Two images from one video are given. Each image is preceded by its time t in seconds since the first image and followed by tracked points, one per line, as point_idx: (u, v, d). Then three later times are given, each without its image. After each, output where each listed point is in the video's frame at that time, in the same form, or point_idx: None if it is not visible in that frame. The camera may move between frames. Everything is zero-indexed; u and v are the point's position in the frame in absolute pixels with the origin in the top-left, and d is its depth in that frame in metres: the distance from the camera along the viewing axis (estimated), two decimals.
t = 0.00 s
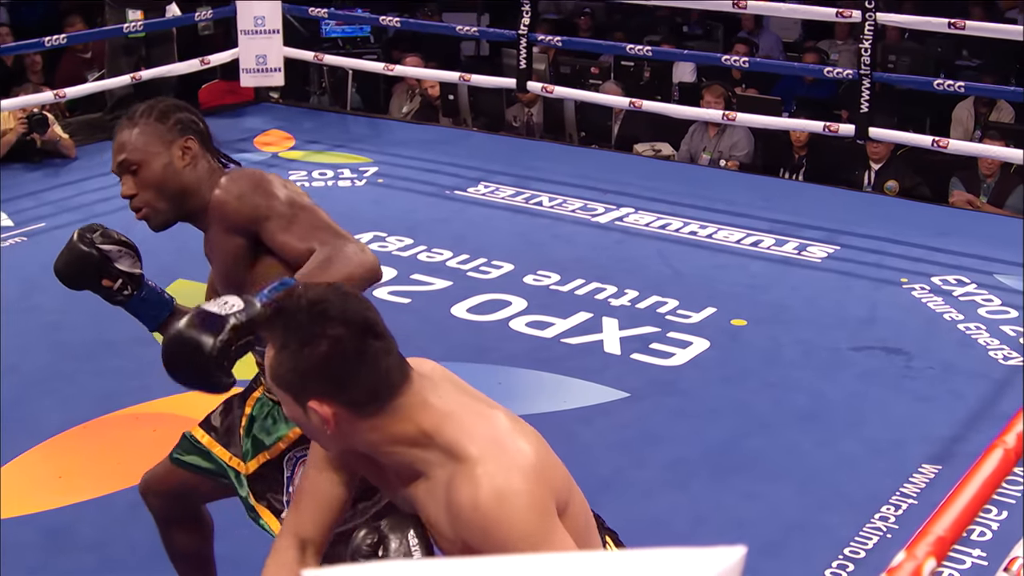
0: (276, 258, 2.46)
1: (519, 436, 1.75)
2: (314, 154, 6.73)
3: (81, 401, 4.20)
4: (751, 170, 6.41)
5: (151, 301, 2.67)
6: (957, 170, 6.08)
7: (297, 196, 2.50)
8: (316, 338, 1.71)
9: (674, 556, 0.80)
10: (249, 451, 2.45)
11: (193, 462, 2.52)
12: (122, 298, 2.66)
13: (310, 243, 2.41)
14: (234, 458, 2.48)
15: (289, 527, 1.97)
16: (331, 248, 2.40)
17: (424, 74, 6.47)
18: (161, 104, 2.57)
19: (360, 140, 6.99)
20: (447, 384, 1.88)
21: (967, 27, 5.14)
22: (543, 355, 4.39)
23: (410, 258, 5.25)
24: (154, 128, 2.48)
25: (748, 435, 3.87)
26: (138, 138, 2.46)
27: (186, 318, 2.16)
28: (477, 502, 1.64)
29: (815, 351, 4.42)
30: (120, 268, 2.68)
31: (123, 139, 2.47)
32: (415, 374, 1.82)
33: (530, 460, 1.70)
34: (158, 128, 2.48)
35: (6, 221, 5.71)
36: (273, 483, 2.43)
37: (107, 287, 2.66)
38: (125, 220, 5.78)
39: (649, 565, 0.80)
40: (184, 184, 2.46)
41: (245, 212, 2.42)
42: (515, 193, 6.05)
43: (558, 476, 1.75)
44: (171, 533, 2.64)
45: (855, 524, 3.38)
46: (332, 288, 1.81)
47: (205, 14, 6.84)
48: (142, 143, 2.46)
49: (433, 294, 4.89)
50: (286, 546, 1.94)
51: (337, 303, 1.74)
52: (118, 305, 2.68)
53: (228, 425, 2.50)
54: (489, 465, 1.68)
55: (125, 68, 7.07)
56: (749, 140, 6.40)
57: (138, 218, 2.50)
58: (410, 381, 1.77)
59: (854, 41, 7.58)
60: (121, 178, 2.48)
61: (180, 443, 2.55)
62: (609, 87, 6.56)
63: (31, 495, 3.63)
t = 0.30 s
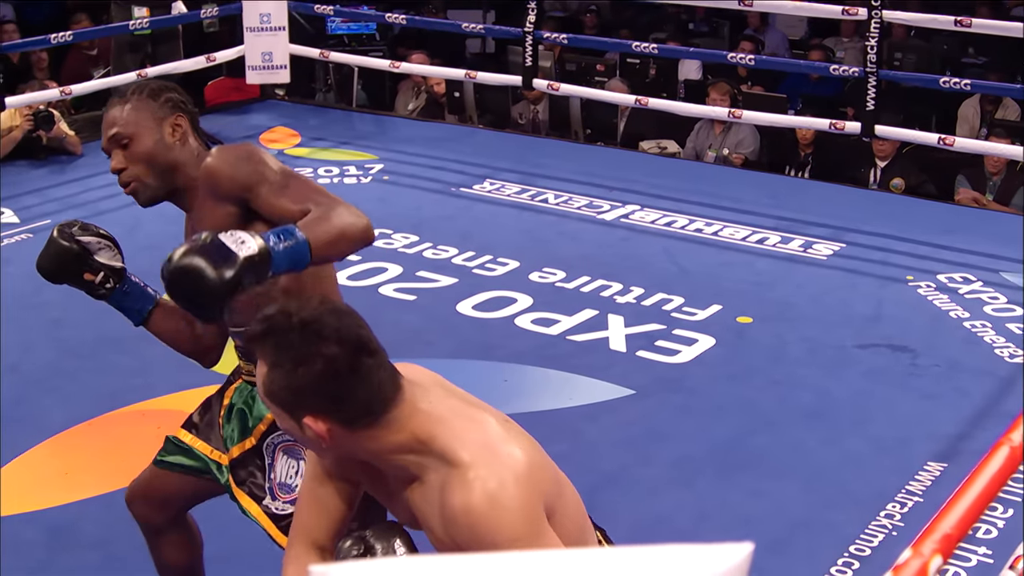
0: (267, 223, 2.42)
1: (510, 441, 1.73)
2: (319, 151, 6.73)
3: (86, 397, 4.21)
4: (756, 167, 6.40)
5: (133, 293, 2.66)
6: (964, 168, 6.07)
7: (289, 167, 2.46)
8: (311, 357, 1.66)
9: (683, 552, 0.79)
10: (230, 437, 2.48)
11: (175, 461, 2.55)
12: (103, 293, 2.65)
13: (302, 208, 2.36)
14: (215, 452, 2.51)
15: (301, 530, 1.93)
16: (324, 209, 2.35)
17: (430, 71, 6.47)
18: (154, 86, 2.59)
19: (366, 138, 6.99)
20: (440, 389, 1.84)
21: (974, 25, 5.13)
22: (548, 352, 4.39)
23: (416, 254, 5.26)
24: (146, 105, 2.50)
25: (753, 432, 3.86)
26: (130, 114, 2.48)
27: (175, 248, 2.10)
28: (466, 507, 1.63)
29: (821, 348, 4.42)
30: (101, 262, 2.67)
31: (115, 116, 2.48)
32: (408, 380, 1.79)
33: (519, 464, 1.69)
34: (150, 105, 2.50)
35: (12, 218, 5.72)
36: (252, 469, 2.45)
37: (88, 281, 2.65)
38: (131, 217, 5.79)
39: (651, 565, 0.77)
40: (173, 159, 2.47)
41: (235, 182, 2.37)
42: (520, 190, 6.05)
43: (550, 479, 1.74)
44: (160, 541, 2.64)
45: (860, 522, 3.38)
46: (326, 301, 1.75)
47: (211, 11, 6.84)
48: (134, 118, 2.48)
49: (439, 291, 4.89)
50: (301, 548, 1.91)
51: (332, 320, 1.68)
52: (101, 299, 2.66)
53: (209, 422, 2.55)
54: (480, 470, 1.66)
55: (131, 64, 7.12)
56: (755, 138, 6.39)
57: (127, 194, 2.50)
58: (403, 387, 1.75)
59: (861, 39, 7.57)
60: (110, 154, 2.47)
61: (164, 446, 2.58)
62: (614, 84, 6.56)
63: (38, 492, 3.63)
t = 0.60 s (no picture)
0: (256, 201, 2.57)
1: (497, 432, 1.73)
2: (325, 149, 6.73)
3: (92, 394, 4.21)
4: (762, 165, 6.43)
5: (118, 286, 2.66)
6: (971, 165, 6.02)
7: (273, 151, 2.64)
8: (307, 364, 1.68)
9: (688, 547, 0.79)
10: (213, 427, 2.49)
11: (161, 467, 2.54)
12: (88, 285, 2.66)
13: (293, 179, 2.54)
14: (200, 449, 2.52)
15: (288, 516, 1.99)
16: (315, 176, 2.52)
17: (435, 69, 6.47)
18: (146, 78, 2.60)
19: (371, 135, 6.99)
20: (428, 384, 1.85)
21: (980, 23, 5.12)
22: (554, 350, 4.39)
23: (421, 252, 5.26)
24: (141, 93, 2.52)
25: (759, 430, 3.86)
26: (126, 100, 2.49)
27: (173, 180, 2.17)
28: (453, 500, 1.63)
29: (826, 347, 4.42)
30: (86, 254, 2.68)
31: (109, 101, 2.50)
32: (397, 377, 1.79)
33: (506, 455, 1.69)
34: (145, 94, 2.51)
35: (18, 215, 5.72)
36: (233, 458, 2.45)
37: (73, 273, 2.65)
38: (137, 214, 5.79)
39: (654, 563, 0.77)
40: (165, 149, 2.49)
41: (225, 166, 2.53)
42: (526, 188, 6.06)
43: (539, 467, 1.73)
44: (152, 561, 2.59)
45: (866, 520, 3.38)
46: (319, 308, 1.77)
47: (216, 10, 6.86)
48: (128, 105, 2.49)
49: (444, 288, 4.90)
50: (289, 533, 1.98)
51: (323, 328, 1.70)
52: (86, 291, 2.67)
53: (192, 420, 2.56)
54: (466, 462, 1.66)
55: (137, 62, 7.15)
56: (760, 136, 6.41)
57: (115, 178, 2.49)
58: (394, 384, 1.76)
59: (866, 37, 7.56)
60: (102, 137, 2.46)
61: (150, 458, 2.57)
62: (620, 82, 6.56)
63: (44, 489, 3.64)
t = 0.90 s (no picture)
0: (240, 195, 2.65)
1: (485, 421, 1.76)
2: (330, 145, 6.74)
3: (99, 391, 4.22)
4: (768, 162, 6.42)
5: (101, 278, 2.66)
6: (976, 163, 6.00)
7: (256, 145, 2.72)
8: (307, 356, 1.72)
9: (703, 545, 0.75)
10: (195, 420, 2.51)
11: (150, 485, 2.51)
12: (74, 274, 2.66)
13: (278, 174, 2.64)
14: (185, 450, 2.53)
15: (279, 483, 2.14)
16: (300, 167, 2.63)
17: (441, 66, 6.46)
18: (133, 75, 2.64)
19: (377, 132, 7.00)
20: (423, 374, 1.90)
21: (986, 20, 5.11)
22: (559, 347, 4.40)
23: (427, 249, 5.26)
24: (138, 89, 2.56)
25: (764, 427, 3.86)
26: (123, 95, 2.53)
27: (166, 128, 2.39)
28: (436, 488, 1.66)
29: (831, 344, 4.41)
30: (73, 244, 2.68)
31: (105, 93, 2.52)
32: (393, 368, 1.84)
33: (491, 444, 1.72)
34: (142, 91, 2.57)
35: (24, 211, 5.72)
36: (217, 450, 2.47)
37: (56, 261, 2.65)
38: (143, 211, 5.80)
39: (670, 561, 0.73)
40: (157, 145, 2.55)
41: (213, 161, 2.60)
42: (531, 185, 6.06)
43: (527, 459, 1.76)
44: None
45: (871, 517, 3.38)
46: (320, 301, 1.82)
47: (221, 7, 6.87)
48: (125, 99, 2.53)
49: (450, 285, 4.90)
50: (279, 500, 2.14)
51: (323, 320, 1.75)
52: (70, 281, 2.67)
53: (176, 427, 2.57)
54: (450, 452, 1.70)
55: (142, 59, 7.14)
56: (766, 132, 6.42)
57: (109, 171, 2.52)
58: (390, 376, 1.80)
59: (872, 34, 7.56)
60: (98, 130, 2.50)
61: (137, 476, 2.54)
62: (625, 79, 6.55)
63: (52, 486, 3.64)
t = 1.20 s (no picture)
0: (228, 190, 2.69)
1: (475, 407, 1.81)
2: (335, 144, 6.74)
3: (104, 389, 4.22)
4: (772, 161, 6.44)
5: (75, 274, 2.71)
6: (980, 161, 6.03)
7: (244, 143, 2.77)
8: (312, 336, 1.79)
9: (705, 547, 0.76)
10: (184, 412, 2.53)
11: (144, 489, 2.54)
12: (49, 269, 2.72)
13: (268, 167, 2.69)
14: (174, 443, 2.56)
15: (280, 441, 2.23)
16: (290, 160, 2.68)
17: (445, 64, 6.45)
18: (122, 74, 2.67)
19: (382, 131, 7.00)
20: (429, 358, 1.95)
21: (991, 18, 5.10)
22: (564, 345, 4.40)
23: (431, 247, 5.26)
24: (131, 88, 2.60)
25: (769, 426, 3.87)
26: (118, 93, 2.56)
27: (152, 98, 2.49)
28: (419, 473, 1.72)
29: (836, 343, 4.41)
30: (51, 240, 2.74)
31: (99, 91, 2.55)
32: (398, 352, 1.89)
33: (478, 431, 1.76)
34: (136, 90, 2.60)
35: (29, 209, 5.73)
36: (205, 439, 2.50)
37: (31, 255, 2.72)
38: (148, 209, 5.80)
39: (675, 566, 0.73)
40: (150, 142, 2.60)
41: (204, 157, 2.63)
42: (536, 183, 6.06)
43: (516, 452, 1.80)
44: None
45: (876, 516, 3.38)
46: (328, 284, 1.89)
47: (226, 5, 6.87)
48: (118, 97, 2.56)
49: (454, 283, 4.90)
50: (275, 458, 2.22)
51: (327, 304, 1.82)
52: (45, 275, 2.73)
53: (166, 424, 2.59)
54: (437, 441, 1.75)
55: (146, 57, 7.26)
56: (771, 131, 6.42)
57: (102, 167, 2.55)
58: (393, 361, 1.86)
59: (877, 33, 7.55)
60: (92, 127, 2.53)
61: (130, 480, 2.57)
62: (629, 78, 6.55)
63: (60, 482, 3.65)
